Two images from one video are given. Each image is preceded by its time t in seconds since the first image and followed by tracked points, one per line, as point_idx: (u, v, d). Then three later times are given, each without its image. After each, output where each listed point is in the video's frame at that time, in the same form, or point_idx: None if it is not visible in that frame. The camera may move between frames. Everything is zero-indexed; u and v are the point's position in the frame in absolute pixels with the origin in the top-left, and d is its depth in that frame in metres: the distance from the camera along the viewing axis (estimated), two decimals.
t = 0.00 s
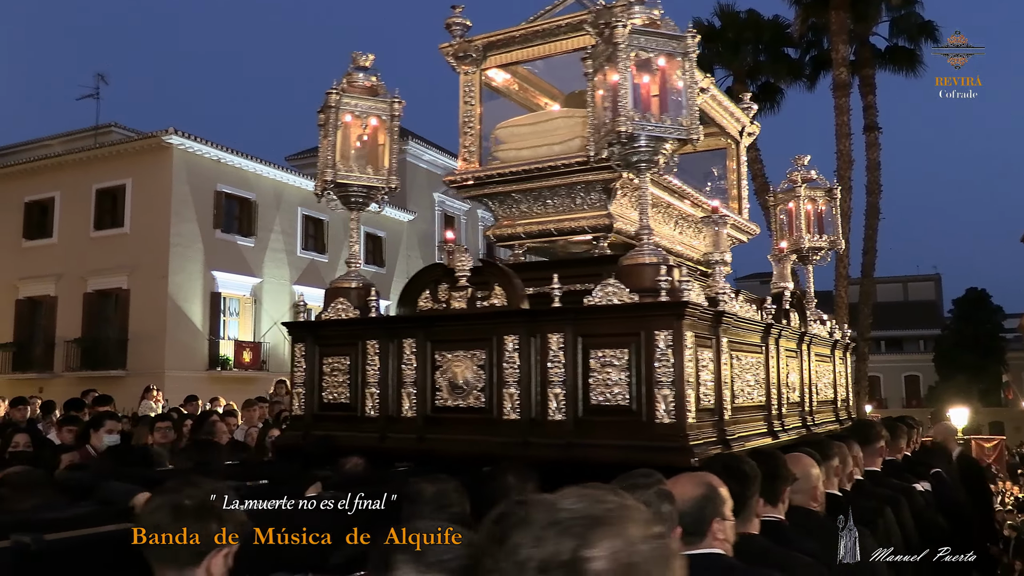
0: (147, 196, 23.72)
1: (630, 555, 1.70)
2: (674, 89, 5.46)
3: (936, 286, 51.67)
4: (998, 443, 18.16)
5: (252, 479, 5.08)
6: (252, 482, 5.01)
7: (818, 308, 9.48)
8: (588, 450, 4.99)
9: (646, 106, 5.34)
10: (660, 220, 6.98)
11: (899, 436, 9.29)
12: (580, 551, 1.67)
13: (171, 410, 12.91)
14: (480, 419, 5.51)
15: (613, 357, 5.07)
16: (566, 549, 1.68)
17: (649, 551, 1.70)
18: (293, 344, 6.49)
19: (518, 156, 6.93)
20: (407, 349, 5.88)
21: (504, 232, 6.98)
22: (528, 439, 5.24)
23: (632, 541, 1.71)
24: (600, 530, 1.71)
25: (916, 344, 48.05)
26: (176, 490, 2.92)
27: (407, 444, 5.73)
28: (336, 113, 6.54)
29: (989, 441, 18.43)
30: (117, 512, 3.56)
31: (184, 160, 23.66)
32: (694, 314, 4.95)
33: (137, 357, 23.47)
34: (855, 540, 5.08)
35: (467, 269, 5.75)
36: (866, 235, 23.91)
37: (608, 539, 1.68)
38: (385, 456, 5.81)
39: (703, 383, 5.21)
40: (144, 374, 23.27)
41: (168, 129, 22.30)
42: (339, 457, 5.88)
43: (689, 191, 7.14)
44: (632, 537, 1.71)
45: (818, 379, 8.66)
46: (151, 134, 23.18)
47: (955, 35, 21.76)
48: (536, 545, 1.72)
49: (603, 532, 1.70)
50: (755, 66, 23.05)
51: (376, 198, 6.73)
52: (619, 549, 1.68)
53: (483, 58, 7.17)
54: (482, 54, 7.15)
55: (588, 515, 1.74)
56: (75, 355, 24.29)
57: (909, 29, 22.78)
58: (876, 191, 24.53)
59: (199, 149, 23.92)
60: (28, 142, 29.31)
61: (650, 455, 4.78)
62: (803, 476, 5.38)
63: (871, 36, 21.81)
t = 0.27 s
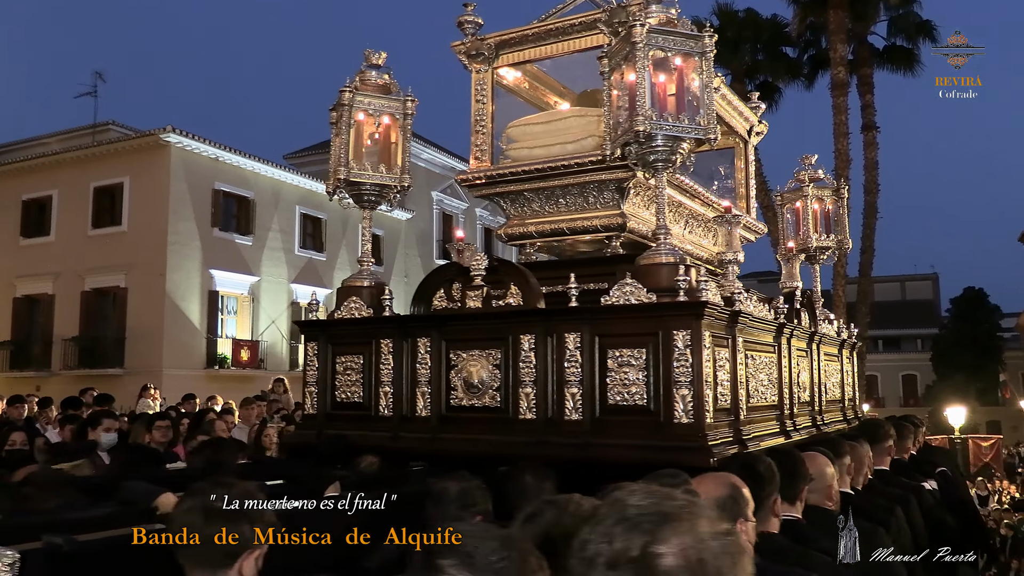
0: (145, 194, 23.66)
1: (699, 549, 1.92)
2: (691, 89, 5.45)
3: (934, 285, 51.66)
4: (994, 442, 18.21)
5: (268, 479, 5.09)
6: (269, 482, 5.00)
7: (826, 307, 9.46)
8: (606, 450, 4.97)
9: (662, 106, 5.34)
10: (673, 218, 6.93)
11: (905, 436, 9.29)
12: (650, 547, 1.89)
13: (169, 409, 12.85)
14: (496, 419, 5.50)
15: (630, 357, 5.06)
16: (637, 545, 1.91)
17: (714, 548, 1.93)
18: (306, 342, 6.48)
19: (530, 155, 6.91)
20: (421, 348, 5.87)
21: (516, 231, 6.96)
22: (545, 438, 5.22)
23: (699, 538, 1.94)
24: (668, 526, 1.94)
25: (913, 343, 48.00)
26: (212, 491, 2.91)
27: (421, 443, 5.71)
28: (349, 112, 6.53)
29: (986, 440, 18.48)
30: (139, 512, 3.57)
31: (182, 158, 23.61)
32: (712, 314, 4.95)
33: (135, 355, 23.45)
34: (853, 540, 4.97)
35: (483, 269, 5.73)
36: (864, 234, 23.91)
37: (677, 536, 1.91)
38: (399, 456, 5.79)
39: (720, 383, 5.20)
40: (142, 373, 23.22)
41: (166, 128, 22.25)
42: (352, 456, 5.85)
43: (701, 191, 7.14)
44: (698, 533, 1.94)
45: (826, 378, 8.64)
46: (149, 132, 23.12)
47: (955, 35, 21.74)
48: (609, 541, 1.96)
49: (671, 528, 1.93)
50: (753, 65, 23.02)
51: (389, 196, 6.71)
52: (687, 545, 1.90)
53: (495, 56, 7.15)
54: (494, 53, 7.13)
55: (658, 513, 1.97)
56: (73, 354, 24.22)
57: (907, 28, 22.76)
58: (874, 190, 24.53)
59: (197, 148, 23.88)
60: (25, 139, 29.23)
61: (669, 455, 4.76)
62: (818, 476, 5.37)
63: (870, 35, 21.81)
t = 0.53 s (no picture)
0: (141, 191, 23.63)
1: (725, 551, 1.98)
2: (696, 90, 5.46)
3: (930, 286, 51.77)
4: (990, 443, 18.26)
5: (274, 476, 5.11)
6: (275, 479, 5.03)
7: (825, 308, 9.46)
8: (611, 449, 5.00)
9: (668, 107, 5.35)
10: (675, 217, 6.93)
11: (903, 436, 9.31)
12: (679, 550, 1.95)
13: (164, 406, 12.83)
14: (500, 418, 5.52)
15: (635, 357, 5.07)
16: (667, 548, 1.96)
17: (742, 549, 1.99)
18: (309, 340, 6.48)
19: (533, 155, 6.92)
20: (425, 347, 5.88)
21: (518, 231, 6.97)
22: (551, 437, 5.23)
23: (726, 539, 2.00)
24: (695, 528, 1.99)
25: (909, 344, 48.06)
26: (226, 489, 2.94)
27: (425, 442, 5.73)
28: (353, 111, 6.53)
29: (982, 441, 18.52)
30: (149, 510, 3.58)
31: (179, 155, 23.59)
32: (716, 314, 4.97)
33: (131, 353, 23.42)
34: (855, 542, 4.77)
35: (487, 268, 5.74)
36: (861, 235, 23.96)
37: (705, 537, 1.97)
38: (403, 454, 5.81)
39: (724, 383, 5.21)
40: (139, 371, 23.19)
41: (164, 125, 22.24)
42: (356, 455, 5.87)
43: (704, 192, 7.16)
44: (724, 532, 2.01)
45: (825, 379, 8.66)
46: (146, 129, 23.09)
47: (954, 36, 21.77)
48: (637, 544, 2.01)
49: (698, 529, 1.99)
50: (751, 65, 23.05)
51: (392, 195, 6.71)
52: (713, 546, 1.97)
53: (499, 56, 7.15)
54: (498, 53, 7.13)
55: (685, 514, 2.03)
56: (68, 351, 24.18)
57: (904, 29, 22.80)
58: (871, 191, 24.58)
59: (195, 145, 23.86)
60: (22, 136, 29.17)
61: (673, 454, 4.79)
62: (822, 476, 5.38)
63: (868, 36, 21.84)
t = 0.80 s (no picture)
0: (139, 185, 23.64)
1: (701, 551, 1.85)
2: (694, 93, 5.51)
3: (926, 290, 51.93)
4: (983, 447, 18.36)
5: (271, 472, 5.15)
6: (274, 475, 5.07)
7: (817, 311, 9.53)
8: (606, 448, 5.04)
9: (665, 110, 5.39)
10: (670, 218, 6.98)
11: (892, 438, 9.38)
12: (654, 549, 1.83)
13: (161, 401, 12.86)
14: (496, 416, 5.56)
15: (631, 358, 5.12)
16: (640, 548, 1.84)
17: (717, 550, 1.86)
18: (305, 337, 6.51)
19: (531, 156, 6.96)
20: (422, 345, 5.91)
21: (515, 231, 7.01)
22: (548, 437, 5.27)
23: (703, 538, 1.87)
24: (671, 528, 1.86)
25: (904, 347, 48.17)
26: (228, 484, 2.98)
27: (421, 439, 5.76)
28: (352, 110, 6.57)
29: (976, 445, 18.61)
30: (150, 505, 3.61)
31: (177, 150, 23.59)
32: (712, 316, 5.01)
33: (127, 347, 23.42)
34: (854, 540, 4.94)
35: (485, 268, 5.78)
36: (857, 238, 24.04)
37: (680, 537, 1.84)
38: (400, 451, 5.85)
39: (718, 384, 5.26)
40: (134, 365, 23.20)
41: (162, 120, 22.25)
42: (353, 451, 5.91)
43: (700, 195, 7.22)
44: (702, 534, 1.88)
45: (817, 381, 8.72)
46: (145, 123, 23.08)
47: (954, 39, 21.83)
48: (613, 541, 1.89)
49: (675, 529, 1.86)
50: (750, 67, 23.11)
51: (390, 194, 6.75)
52: (689, 546, 1.84)
53: (498, 57, 7.20)
54: (497, 54, 7.18)
55: (663, 513, 1.89)
56: (63, 345, 24.16)
57: (903, 33, 22.88)
58: (868, 194, 24.67)
59: (193, 140, 23.86)
60: (19, 129, 29.13)
61: (668, 454, 4.83)
62: (812, 476, 5.44)
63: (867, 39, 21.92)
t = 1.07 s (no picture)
0: (136, 183, 23.71)
1: (635, 541, 1.88)
2: (679, 96, 5.61)
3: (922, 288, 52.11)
4: (979, 445, 18.49)
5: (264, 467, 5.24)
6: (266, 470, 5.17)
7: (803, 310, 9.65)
8: (592, 445, 5.14)
9: (651, 112, 5.49)
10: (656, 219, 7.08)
11: (877, 436, 9.51)
12: (588, 537, 1.87)
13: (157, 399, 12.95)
14: (485, 413, 5.66)
15: (616, 356, 5.22)
16: (574, 535, 1.88)
17: (654, 542, 1.89)
18: (297, 335, 6.61)
19: (520, 157, 7.06)
20: (412, 344, 6.01)
21: (505, 231, 7.12)
22: (535, 433, 5.37)
23: (637, 530, 1.89)
24: (608, 519, 1.89)
25: (901, 345, 48.31)
26: (219, 478, 3.07)
27: (411, 436, 5.86)
28: (344, 111, 6.66)
29: (972, 442, 18.75)
30: (144, 498, 3.71)
31: (174, 148, 23.65)
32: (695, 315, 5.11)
33: (123, 345, 23.48)
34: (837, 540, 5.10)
35: (473, 268, 5.88)
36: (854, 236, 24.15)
37: (615, 528, 1.87)
38: (390, 448, 5.95)
39: (702, 381, 5.37)
40: (130, 363, 23.27)
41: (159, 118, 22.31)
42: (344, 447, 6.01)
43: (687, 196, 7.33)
44: (637, 526, 1.90)
45: (803, 379, 8.84)
46: (141, 121, 23.14)
47: (954, 38, 21.92)
48: (551, 530, 1.93)
49: (609, 520, 1.88)
50: (748, 65, 23.19)
51: (381, 194, 6.84)
52: (623, 537, 1.87)
53: (488, 59, 7.30)
54: (487, 56, 7.28)
55: (599, 504, 1.92)
56: (60, 343, 24.23)
57: (901, 31, 22.98)
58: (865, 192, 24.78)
59: (190, 138, 23.92)
60: (16, 126, 29.17)
61: (651, 450, 4.93)
62: (792, 472, 5.55)
63: (865, 37, 22.03)
